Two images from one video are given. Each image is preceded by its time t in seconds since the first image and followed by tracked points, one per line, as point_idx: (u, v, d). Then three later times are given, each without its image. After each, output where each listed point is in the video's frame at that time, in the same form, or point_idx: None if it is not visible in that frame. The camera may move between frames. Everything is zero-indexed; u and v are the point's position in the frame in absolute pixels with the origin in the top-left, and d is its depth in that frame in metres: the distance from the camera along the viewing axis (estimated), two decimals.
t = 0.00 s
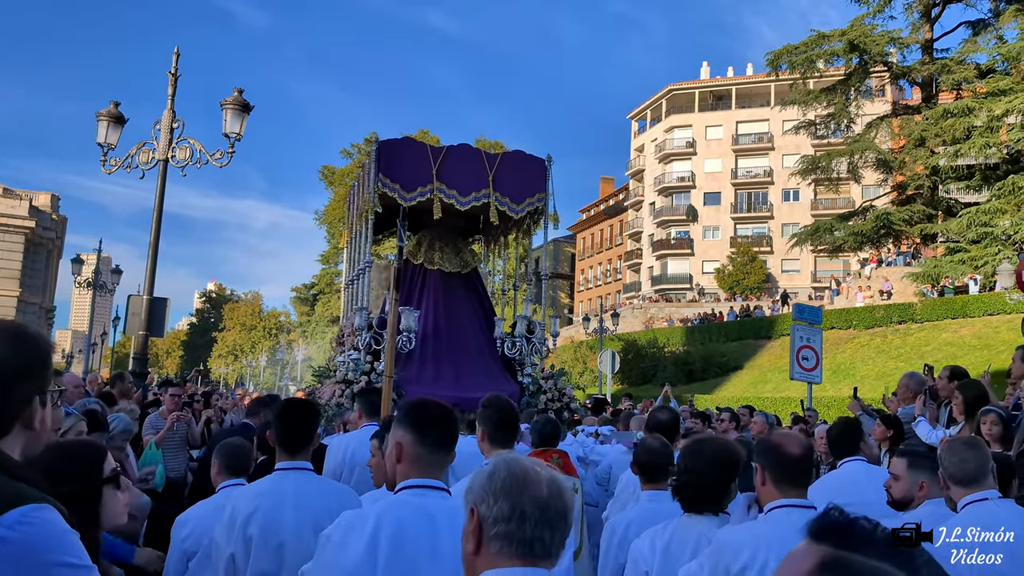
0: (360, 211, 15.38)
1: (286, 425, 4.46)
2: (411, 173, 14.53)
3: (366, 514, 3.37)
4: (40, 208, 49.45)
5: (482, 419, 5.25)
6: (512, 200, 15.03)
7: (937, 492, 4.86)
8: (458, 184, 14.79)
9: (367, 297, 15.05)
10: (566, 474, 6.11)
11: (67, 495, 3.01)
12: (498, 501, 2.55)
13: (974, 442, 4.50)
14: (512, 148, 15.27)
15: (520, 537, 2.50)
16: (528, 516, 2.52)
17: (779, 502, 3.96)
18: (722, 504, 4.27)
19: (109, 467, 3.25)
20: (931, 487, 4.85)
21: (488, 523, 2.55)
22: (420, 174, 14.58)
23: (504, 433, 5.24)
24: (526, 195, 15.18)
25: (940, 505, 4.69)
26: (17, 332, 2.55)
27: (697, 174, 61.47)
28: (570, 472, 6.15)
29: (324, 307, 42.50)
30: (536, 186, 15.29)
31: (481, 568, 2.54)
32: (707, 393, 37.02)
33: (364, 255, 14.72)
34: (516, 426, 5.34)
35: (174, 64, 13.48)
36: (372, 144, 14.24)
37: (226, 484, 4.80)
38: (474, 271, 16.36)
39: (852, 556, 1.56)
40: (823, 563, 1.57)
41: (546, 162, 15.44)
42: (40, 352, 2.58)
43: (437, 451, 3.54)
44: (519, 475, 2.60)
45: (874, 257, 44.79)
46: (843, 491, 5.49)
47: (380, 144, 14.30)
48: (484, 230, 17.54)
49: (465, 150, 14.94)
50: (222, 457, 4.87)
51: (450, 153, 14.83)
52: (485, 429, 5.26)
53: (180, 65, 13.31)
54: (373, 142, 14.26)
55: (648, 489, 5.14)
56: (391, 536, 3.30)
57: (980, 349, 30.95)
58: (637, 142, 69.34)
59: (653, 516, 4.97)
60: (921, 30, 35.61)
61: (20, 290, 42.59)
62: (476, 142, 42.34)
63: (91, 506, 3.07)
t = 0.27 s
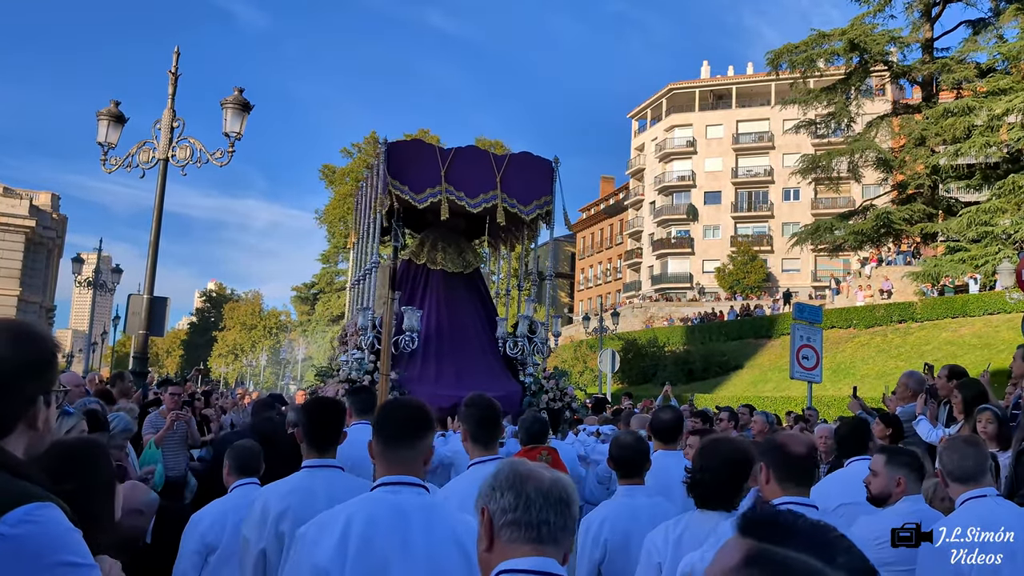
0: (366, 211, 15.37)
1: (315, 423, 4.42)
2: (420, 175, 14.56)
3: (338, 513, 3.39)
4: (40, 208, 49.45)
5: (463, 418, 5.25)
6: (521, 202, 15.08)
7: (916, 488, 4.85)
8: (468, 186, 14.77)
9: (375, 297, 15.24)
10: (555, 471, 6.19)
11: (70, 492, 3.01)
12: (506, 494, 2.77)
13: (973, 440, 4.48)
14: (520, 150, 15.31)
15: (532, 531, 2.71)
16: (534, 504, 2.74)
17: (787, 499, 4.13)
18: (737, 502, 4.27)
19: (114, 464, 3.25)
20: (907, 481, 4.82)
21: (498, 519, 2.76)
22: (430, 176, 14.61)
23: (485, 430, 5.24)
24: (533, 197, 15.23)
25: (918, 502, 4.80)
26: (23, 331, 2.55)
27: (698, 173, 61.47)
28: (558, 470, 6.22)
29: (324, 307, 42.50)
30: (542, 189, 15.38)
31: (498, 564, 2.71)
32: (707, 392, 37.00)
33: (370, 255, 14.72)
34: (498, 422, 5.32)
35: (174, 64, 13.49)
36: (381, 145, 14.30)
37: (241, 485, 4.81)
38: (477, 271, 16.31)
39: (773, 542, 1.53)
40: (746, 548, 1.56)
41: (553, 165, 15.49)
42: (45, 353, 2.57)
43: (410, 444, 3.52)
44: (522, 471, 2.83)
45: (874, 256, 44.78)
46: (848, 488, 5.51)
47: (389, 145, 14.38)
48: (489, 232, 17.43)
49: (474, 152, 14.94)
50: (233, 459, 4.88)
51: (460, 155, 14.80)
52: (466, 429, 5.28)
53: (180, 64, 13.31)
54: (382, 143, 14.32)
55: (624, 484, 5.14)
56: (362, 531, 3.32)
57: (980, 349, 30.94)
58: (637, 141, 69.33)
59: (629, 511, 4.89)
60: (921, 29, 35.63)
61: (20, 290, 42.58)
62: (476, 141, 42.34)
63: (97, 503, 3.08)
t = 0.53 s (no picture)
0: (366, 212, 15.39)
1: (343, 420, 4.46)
2: (418, 176, 14.51)
3: (297, 510, 3.36)
4: (40, 207, 49.44)
5: (463, 415, 5.27)
6: (517, 203, 15.10)
7: (903, 486, 4.80)
8: (465, 187, 14.80)
9: (373, 297, 15.39)
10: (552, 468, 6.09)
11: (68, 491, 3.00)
12: (507, 490, 2.81)
13: (985, 438, 4.47)
14: (518, 151, 15.34)
15: (537, 524, 2.74)
16: (538, 497, 2.77)
17: (802, 491, 4.19)
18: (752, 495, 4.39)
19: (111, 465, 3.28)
20: (894, 476, 4.81)
21: (501, 517, 2.79)
22: (428, 176, 14.58)
23: (482, 428, 5.22)
24: (530, 198, 15.28)
25: (904, 497, 4.74)
26: (33, 331, 2.57)
27: (698, 173, 61.47)
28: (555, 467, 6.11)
29: (324, 306, 42.53)
30: (539, 189, 15.45)
31: (503, 558, 2.74)
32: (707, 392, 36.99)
33: (369, 253, 14.68)
34: (496, 420, 5.32)
35: (174, 63, 13.49)
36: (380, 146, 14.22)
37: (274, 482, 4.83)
38: (474, 271, 16.36)
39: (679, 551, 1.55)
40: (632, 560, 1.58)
41: (550, 165, 15.57)
42: (56, 354, 2.59)
43: (368, 441, 3.43)
44: (521, 467, 2.87)
45: (874, 257, 44.79)
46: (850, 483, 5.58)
47: (388, 146, 14.29)
48: (489, 232, 17.41)
49: (472, 152, 14.96)
50: (266, 459, 4.91)
51: (458, 155, 14.80)
52: (466, 427, 5.27)
53: (180, 64, 13.31)
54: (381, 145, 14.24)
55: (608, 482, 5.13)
56: (315, 532, 3.27)
57: (980, 349, 30.93)
58: (637, 141, 69.33)
59: (612, 506, 4.90)
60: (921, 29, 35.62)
61: (21, 290, 42.59)
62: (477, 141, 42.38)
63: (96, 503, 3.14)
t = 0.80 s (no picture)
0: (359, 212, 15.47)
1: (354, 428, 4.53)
2: (408, 177, 14.60)
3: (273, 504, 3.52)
4: (40, 207, 49.42)
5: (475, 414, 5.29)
6: (507, 204, 15.12)
7: (901, 485, 4.80)
8: (455, 187, 14.87)
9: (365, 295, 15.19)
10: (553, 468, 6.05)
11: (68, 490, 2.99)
12: (491, 485, 2.85)
13: (996, 437, 4.48)
14: (509, 152, 15.37)
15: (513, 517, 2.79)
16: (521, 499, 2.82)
17: (810, 486, 4.24)
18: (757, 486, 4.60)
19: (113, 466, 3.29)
20: (891, 472, 4.79)
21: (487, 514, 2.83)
22: (418, 176, 14.69)
23: (495, 430, 5.27)
24: (521, 199, 15.25)
25: (903, 496, 4.73)
26: (37, 332, 2.58)
27: (698, 173, 61.46)
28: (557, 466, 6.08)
29: (324, 306, 42.50)
30: (531, 189, 15.39)
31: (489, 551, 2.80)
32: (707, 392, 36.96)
33: (360, 254, 14.67)
34: (507, 422, 5.35)
35: (175, 63, 13.51)
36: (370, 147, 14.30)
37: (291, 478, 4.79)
38: (467, 271, 16.38)
39: (578, 533, 1.60)
40: (521, 536, 1.67)
41: (541, 165, 15.52)
42: (64, 352, 2.61)
43: (345, 436, 3.53)
44: (503, 463, 2.93)
45: (874, 256, 44.77)
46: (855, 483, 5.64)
47: (379, 147, 14.36)
48: (482, 232, 17.45)
49: (462, 153, 15.03)
50: (287, 455, 4.88)
51: (448, 156, 14.89)
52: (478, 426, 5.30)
53: (180, 64, 13.32)
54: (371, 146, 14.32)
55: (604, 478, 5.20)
56: (289, 527, 3.39)
57: (981, 349, 30.92)
58: (637, 141, 69.32)
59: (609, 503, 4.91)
60: (921, 29, 35.59)
61: (21, 290, 42.56)
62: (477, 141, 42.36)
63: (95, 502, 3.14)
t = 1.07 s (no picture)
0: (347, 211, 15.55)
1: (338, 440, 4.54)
2: (396, 176, 14.58)
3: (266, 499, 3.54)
4: (40, 208, 49.44)
5: (489, 412, 5.33)
6: (495, 203, 15.20)
7: (903, 483, 4.84)
8: (443, 186, 14.91)
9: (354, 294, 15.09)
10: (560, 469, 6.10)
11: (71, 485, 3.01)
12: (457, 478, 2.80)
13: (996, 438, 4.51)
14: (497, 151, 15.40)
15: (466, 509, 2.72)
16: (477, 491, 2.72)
17: (797, 484, 4.24)
18: (739, 481, 4.78)
19: (111, 464, 3.31)
20: (895, 471, 4.83)
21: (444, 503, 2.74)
22: (406, 176, 14.67)
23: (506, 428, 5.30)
24: (509, 197, 15.34)
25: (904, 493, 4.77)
26: (41, 326, 2.59)
27: (698, 173, 61.47)
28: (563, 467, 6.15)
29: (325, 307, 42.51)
30: (519, 188, 15.45)
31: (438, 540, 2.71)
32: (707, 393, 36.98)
33: (351, 253, 14.70)
34: (523, 421, 5.36)
35: (175, 63, 13.52)
36: (357, 147, 14.30)
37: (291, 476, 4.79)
38: (460, 270, 16.53)
39: (492, 525, 1.62)
40: (436, 534, 1.67)
41: (529, 164, 15.53)
42: (64, 347, 2.61)
43: (340, 432, 3.55)
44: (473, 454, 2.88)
45: (874, 257, 44.79)
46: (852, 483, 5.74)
47: (366, 147, 14.37)
48: (472, 232, 17.53)
49: (449, 153, 15.11)
50: (287, 454, 4.89)
51: (435, 155, 14.94)
52: (492, 422, 5.33)
53: (180, 63, 13.33)
54: (358, 146, 14.32)
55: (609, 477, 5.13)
56: (283, 519, 3.43)
57: (981, 349, 30.92)
58: (637, 141, 69.33)
59: (614, 505, 4.96)
60: (921, 30, 35.62)
61: (21, 290, 42.60)
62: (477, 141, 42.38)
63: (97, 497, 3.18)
